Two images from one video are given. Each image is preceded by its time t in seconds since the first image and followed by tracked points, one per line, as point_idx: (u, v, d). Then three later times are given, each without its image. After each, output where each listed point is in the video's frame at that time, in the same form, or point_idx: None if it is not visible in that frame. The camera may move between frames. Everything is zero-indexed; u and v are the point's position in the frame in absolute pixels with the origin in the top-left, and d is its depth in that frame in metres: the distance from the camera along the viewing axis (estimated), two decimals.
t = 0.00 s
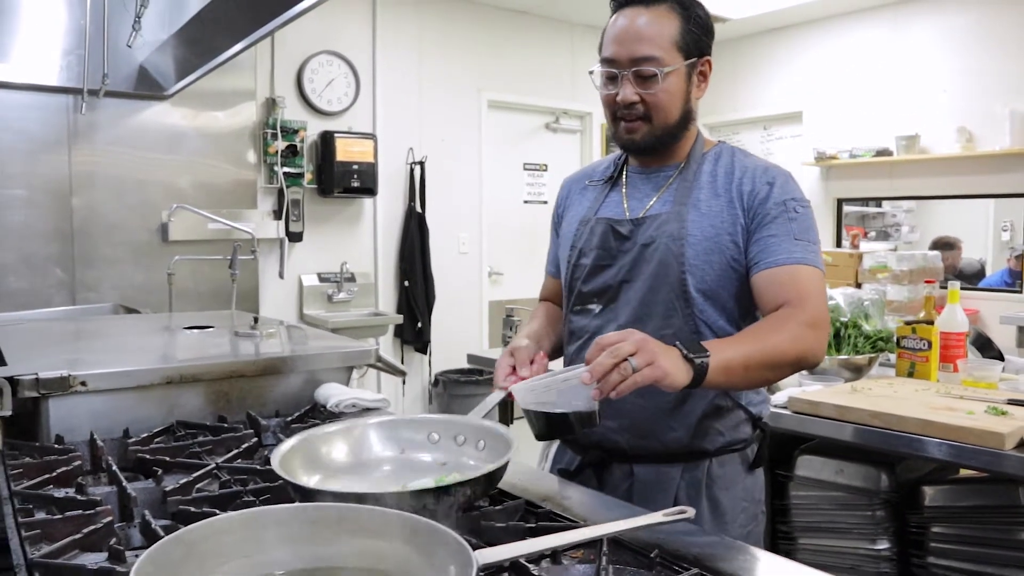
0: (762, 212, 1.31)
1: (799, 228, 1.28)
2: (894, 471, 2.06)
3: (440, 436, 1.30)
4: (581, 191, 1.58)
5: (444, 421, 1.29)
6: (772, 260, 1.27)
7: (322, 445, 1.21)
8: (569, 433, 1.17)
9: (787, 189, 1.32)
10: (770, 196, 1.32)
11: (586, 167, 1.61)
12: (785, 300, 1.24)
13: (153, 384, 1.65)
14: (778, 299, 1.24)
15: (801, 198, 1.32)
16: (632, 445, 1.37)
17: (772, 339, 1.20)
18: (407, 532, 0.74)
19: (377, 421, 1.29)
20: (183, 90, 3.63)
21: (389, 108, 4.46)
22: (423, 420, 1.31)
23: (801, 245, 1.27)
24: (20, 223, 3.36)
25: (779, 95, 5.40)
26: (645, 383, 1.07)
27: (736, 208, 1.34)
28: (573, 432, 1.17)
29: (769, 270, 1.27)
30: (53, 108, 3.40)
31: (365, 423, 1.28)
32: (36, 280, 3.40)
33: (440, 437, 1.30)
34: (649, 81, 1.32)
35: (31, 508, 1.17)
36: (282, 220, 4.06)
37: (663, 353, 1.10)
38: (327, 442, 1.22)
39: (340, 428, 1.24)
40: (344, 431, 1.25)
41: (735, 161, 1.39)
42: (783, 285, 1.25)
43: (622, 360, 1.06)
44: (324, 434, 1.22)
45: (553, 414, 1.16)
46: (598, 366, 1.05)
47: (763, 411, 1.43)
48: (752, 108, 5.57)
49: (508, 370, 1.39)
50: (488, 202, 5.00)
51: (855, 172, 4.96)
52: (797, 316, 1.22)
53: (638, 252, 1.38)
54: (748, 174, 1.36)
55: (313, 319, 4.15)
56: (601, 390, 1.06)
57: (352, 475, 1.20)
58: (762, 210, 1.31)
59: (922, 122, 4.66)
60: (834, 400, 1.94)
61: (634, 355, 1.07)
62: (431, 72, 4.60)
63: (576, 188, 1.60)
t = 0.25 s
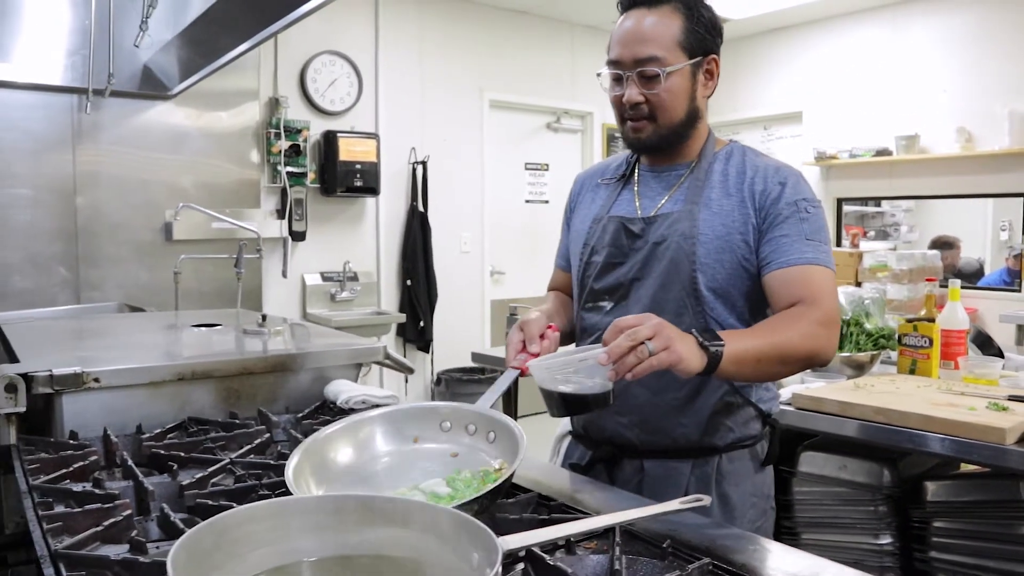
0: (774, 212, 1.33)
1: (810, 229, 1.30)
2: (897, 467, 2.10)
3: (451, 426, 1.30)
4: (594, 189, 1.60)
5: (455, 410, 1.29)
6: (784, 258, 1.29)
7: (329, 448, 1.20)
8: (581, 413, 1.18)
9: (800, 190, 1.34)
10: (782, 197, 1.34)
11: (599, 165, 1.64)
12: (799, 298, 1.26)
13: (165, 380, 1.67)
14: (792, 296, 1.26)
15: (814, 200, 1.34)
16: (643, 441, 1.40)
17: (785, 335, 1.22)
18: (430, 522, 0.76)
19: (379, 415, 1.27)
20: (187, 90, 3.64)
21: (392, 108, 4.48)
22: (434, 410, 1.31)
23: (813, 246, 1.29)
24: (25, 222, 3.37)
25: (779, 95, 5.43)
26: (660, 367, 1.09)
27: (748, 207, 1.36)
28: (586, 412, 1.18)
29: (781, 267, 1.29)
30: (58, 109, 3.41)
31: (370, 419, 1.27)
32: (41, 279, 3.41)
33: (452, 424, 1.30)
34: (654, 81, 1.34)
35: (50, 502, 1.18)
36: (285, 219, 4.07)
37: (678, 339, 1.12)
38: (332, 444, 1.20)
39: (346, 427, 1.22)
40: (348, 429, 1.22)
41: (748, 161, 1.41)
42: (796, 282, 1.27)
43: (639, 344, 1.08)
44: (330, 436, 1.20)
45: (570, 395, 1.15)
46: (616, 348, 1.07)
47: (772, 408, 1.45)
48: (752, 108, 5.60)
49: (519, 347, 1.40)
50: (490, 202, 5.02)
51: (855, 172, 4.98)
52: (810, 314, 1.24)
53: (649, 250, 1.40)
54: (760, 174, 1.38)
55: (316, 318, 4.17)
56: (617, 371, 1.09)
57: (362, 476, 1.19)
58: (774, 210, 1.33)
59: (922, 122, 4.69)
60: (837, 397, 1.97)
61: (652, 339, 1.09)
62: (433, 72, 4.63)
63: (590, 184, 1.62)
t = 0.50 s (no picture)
0: (784, 211, 1.34)
1: (821, 227, 1.31)
2: (900, 464, 2.13)
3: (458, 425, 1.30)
4: (604, 186, 1.62)
5: (462, 409, 1.29)
6: (795, 256, 1.30)
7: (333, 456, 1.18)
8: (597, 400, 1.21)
9: (810, 189, 1.35)
10: (793, 195, 1.35)
11: (610, 161, 1.65)
12: (811, 295, 1.27)
13: (173, 378, 1.67)
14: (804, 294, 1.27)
15: (824, 200, 1.34)
16: (653, 438, 1.41)
17: (797, 331, 1.23)
18: (445, 517, 0.77)
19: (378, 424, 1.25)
20: (191, 89, 3.65)
21: (394, 107, 4.49)
22: (439, 412, 1.30)
23: (824, 244, 1.30)
24: (29, 221, 3.37)
25: (780, 94, 5.44)
26: (676, 358, 1.11)
27: (758, 206, 1.37)
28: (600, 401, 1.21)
29: (791, 265, 1.30)
30: (62, 107, 3.42)
31: (369, 428, 1.24)
32: (45, 278, 3.42)
33: (462, 424, 1.30)
34: (663, 81, 1.35)
35: (62, 499, 1.19)
36: (288, 218, 4.08)
37: (696, 331, 1.13)
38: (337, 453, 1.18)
39: (348, 436, 1.21)
40: (349, 439, 1.20)
41: (758, 160, 1.42)
42: (808, 280, 1.28)
43: (657, 334, 1.10)
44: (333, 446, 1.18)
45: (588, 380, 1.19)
46: (633, 337, 1.09)
47: (780, 405, 1.46)
48: (753, 107, 5.61)
49: (531, 342, 1.39)
50: (492, 200, 5.02)
51: (856, 171, 5.00)
52: (821, 311, 1.25)
53: (660, 248, 1.42)
54: (770, 173, 1.38)
55: (319, 316, 4.18)
56: (634, 360, 1.10)
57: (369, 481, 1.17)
58: (784, 209, 1.34)
59: (924, 120, 4.69)
60: (842, 394, 1.98)
61: (669, 330, 1.11)
62: (435, 71, 4.63)
63: (601, 179, 1.64)
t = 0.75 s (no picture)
0: (790, 208, 1.34)
1: (828, 224, 1.31)
2: (903, 463, 2.14)
3: (475, 424, 1.28)
4: (606, 185, 1.62)
5: (480, 409, 1.27)
6: (803, 253, 1.30)
7: (349, 442, 1.21)
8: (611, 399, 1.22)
9: (816, 185, 1.35)
10: (799, 192, 1.35)
11: (612, 161, 1.65)
12: (820, 291, 1.27)
13: (176, 377, 1.67)
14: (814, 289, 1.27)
15: (829, 195, 1.35)
16: (661, 438, 1.41)
17: (807, 326, 1.23)
18: (454, 517, 0.77)
19: (399, 412, 1.27)
20: (192, 88, 3.65)
21: (395, 106, 4.48)
22: (459, 408, 1.29)
23: (831, 240, 1.30)
24: (31, 220, 3.37)
25: (781, 93, 5.43)
26: (690, 355, 1.10)
27: (764, 204, 1.37)
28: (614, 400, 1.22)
29: (800, 261, 1.30)
30: (64, 107, 3.42)
31: (393, 414, 1.27)
32: (47, 277, 3.41)
33: (478, 424, 1.28)
34: (663, 81, 1.35)
35: (67, 498, 1.19)
36: (290, 217, 4.08)
37: (709, 328, 1.13)
38: (353, 440, 1.21)
39: (368, 423, 1.23)
40: (367, 426, 1.23)
41: (761, 157, 1.42)
42: (817, 275, 1.28)
43: (671, 331, 1.10)
44: (351, 431, 1.21)
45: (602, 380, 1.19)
46: (647, 336, 1.09)
47: (787, 403, 1.46)
48: (755, 106, 5.60)
49: (551, 351, 1.39)
50: (493, 200, 5.02)
51: (859, 170, 4.99)
52: (831, 306, 1.25)
53: (667, 247, 1.41)
54: (775, 170, 1.38)
55: (321, 315, 4.18)
56: (647, 359, 1.10)
57: (381, 472, 1.20)
58: (791, 206, 1.34)
59: (926, 119, 4.69)
60: (846, 394, 1.97)
61: (682, 327, 1.10)
62: (436, 70, 4.63)
63: (602, 179, 1.63)
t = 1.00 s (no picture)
0: (792, 207, 1.34)
1: (830, 222, 1.31)
2: (906, 464, 2.15)
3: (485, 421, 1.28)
4: (606, 187, 1.61)
5: (490, 406, 1.28)
6: (805, 251, 1.30)
7: (365, 446, 1.19)
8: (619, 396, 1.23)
9: (817, 184, 1.35)
10: (801, 192, 1.34)
11: (613, 161, 1.64)
12: (825, 289, 1.26)
13: (177, 378, 1.67)
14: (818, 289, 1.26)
15: (830, 194, 1.34)
16: (661, 439, 1.41)
17: (812, 324, 1.22)
18: (456, 520, 0.77)
19: (411, 415, 1.27)
20: (193, 87, 3.64)
21: (396, 105, 4.48)
22: (468, 408, 1.30)
23: (834, 239, 1.29)
24: (31, 220, 3.37)
25: (782, 92, 5.42)
26: (696, 352, 1.10)
27: (764, 203, 1.36)
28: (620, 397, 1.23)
29: (803, 260, 1.30)
30: (64, 106, 3.41)
31: (403, 418, 1.26)
32: (47, 277, 3.41)
33: (487, 421, 1.29)
34: (660, 82, 1.34)
35: (68, 500, 1.18)
36: (290, 216, 4.08)
37: (714, 325, 1.12)
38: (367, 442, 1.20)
39: (381, 426, 1.22)
40: (381, 429, 1.22)
41: (762, 156, 1.41)
42: (821, 273, 1.27)
43: (677, 329, 1.09)
44: (365, 436, 1.19)
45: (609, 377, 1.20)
46: (653, 333, 1.08)
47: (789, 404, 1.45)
48: (756, 105, 5.59)
49: (554, 345, 1.40)
50: (494, 199, 5.02)
51: (860, 169, 4.98)
52: (836, 304, 1.24)
53: (667, 249, 1.40)
54: (775, 169, 1.38)
55: (322, 314, 4.18)
56: (653, 356, 1.09)
57: (397, 473, 1.19)
58: (792, 205, 1.34)
59: (927, 118, 4.68)
60: (848, 393, 1.97)
61: (688, 324, 1.10)
62: (437, 69, 4.62)
63: (602, 181, 1.63)
